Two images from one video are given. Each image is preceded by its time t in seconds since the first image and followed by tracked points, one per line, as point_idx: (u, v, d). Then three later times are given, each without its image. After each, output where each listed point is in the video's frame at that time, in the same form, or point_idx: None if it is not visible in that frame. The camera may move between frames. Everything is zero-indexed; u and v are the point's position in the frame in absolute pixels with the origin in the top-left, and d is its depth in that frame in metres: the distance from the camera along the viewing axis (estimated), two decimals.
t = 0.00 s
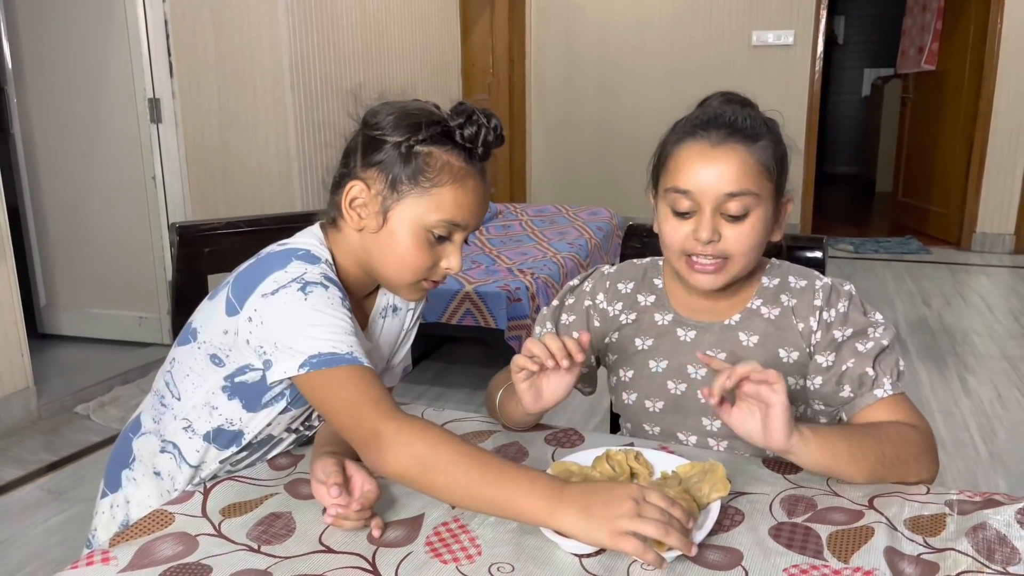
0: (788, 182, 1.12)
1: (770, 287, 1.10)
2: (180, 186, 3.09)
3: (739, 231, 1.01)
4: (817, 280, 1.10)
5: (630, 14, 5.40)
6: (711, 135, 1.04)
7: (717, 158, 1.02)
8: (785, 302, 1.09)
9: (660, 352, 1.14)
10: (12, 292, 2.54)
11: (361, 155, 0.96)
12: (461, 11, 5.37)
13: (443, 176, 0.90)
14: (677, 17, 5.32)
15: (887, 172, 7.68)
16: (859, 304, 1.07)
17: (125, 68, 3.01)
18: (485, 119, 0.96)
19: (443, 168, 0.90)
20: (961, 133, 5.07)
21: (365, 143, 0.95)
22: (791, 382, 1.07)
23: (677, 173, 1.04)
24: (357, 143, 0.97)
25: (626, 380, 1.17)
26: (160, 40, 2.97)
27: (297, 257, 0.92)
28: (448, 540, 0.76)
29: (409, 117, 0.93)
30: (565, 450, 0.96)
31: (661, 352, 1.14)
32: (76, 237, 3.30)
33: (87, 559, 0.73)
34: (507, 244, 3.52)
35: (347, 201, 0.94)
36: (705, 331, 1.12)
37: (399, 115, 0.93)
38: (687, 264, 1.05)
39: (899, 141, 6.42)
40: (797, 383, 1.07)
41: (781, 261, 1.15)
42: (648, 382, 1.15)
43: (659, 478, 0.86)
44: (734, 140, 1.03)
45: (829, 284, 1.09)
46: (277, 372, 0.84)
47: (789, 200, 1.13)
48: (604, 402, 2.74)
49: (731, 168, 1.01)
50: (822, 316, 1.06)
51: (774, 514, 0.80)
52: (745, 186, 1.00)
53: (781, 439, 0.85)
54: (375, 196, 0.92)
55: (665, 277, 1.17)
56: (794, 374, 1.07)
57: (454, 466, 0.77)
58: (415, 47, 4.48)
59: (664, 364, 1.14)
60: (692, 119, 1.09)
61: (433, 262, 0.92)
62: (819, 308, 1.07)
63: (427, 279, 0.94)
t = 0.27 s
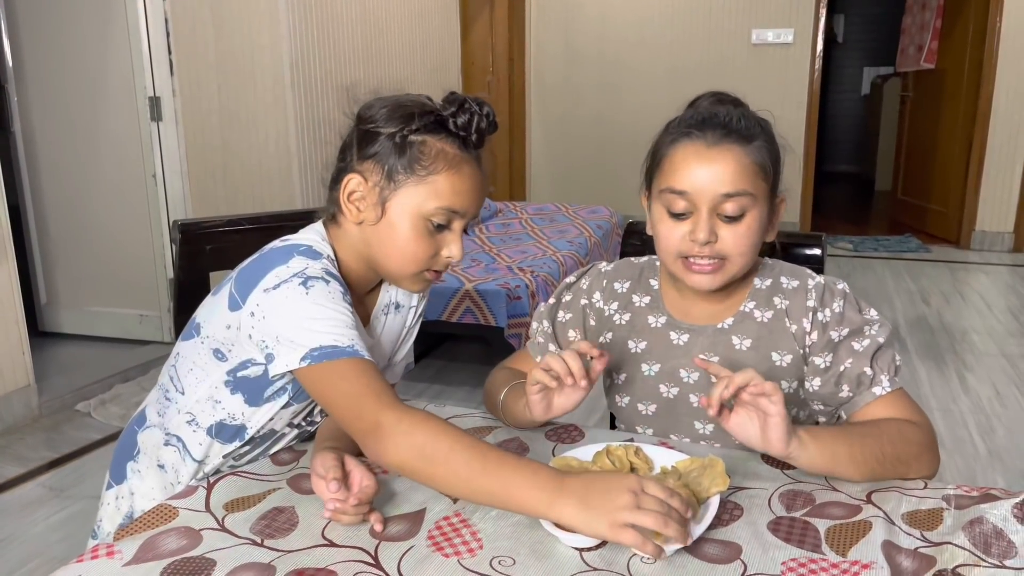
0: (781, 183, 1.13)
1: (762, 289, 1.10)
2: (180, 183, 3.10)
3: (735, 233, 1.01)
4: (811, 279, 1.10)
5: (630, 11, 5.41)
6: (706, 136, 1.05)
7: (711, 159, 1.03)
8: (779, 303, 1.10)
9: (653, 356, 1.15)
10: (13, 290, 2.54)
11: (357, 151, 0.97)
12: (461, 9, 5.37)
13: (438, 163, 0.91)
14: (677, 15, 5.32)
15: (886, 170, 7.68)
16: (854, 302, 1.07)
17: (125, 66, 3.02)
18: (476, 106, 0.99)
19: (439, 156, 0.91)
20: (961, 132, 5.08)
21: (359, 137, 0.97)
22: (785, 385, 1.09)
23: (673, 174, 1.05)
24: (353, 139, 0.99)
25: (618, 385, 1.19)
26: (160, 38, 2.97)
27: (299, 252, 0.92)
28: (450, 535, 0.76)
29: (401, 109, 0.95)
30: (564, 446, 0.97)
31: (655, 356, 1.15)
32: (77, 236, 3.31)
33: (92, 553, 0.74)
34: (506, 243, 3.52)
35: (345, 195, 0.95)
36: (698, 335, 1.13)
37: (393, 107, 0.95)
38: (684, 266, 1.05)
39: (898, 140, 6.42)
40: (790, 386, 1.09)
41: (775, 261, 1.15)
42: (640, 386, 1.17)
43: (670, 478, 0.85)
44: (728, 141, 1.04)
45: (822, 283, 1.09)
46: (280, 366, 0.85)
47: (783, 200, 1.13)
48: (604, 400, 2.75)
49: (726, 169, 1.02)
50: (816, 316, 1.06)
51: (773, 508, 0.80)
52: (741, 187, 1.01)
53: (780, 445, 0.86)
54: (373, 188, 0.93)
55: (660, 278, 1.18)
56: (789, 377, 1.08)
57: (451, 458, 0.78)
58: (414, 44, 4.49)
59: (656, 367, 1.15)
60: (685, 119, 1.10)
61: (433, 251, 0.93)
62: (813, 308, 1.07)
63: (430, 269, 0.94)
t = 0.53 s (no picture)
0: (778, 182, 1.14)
1: (758, 290, 1.11)
2: (180, 182, 3.10)
3: (736, 235, 1.01)
4: (807, 278, 1.10)
5: (630, 10, 5.41)
6: (705, 137, 1.05)
7: (710, 160, 1.03)
8: (776, 304, 1.10)
9: (650, 360, 1.15)
10: (13, 289, 2.54)
11: (346, 147, 0.98)
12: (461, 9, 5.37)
13: (427, 146, 0.92)
14: (677, 14, 5.32)
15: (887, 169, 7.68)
16: (851, 301, 1.07)
17: (125, 66, 3.02)
18: (458, 89, 1.01)
19: (426, 139, 0.92)
20: (960, 131, 5.08)
21: (346, 133, 0.98)
22: (784, 387, 1.08)
23: (671, 175, 1.05)
24: (340, 137, 1.00)
25: (617, 389, 1.18)
26: (160, 36, 2.97)
27: (296, 250, 0.92)
28: (449, 533, 0.76)
29: (385, 100, 0.97)
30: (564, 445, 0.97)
31: (652, 360, 1.15)
32: (77, 235, 3.31)
33: (93, 551, 0.74)
34: (507, 242, 3.52)
35: (338, 190, 0.96)
36: (696, 338, 1.13)
37: (378, 99, 0.96)
38: (684, 268, 1.05)
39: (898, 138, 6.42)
40: (790, 389, 1.08)
41: (772, 261, 1.15)
42: (638, 390, 1.16)
43: (648, 432, 0.83)
44: (727, 142, 1.04)
45: (819, 282, 1.09)
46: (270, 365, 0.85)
47: (779, 199, 1.14)
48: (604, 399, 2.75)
49: (724, 171, 1.02)
50: (814, 317, 1.07)
51: (771, 506, 0.81)
52: (741, 189, 1.01)
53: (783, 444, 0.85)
54: (365, 180, 0.94)
55: (656, 280, 1.18)
56: (788, 378, 1.08)
57: (421, 448, 0.75)
58: (415, 43, 4.49)
59: (655, 371, 1.15)
60: (682, 119, 1.11)
61: (432, 236, 0.93)
62: (811, 308, 1.07)
63: (431, 255, 0.95)
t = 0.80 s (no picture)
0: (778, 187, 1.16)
1: (758, 293, 1.11)
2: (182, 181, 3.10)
3: (744, 221, 1.01)
4: (805, 281, 1.11)
5: (631, 9, 5.41)
6: (711, 129, 1.07)
7: (716, 150, 1.04)
8: (774, 308, 1.11)
9: (650, 363, 1.15)
10: (15, 288, 2.55)
11: (328, 140, 1.00)
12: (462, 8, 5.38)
13: (402, 121, 0.93)
14: (679, 12, 5.32)
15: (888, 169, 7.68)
16: (850, 303, 1.08)
17: (127, 66, 3.02)
18: (430, 70, 1.04)
19: (401, 115, 0.94)
20: (962, 131, 5.08)
21: (326, 127, 1.01)
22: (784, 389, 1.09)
23: (675, 165, 1.07)
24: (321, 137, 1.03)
25: (615, 391, 1.18)
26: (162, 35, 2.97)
27: (276, 247, 0.93)
28: (451, 530, 0.76)
29: (361, 89, 1.00)
30: (566, 442, 0.97)
31: (652, 362, 1.15)
32: (79, 235, 3.31)
33: (96, 548, 0.74)
34: (508, 241, 3.53)
35: (322, 180, 0.98)
36: (694, 341, 1.13)
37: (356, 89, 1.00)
38: (691, 256, 1.04)
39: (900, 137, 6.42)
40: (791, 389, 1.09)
41: (770, 263, 1.16)
42: (637, 392, 1.17)
43: (550, 311, 0.86)
44: (732, 134, 1.06)
45: (817, 284, 1.10)
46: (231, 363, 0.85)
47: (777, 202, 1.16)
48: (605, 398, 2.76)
49: (730, 159, 1.03)
50: (813, 320, 1.08)
51: (773, 503, 0.81)
52: (746, 173, 1.02)
53: (780, 429, 0.86)
54: (347, 166, 0.96)
55: (654, 282, 1.18)
56: (787, 380, 1.09)
57: (357, 420, 0.76)
58: (416, 43, 4.49)
59: (654, 374, 1.15)
60: (670, 124, 1.13)
61: (421, 213, 0.92)
62: (810, 311, 1.08)
63: (421, 235, 0.93)
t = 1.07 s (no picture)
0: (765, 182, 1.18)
1: (759, 290, 1.12)
2: (185, 183, 3.10)
3: (735, 215, 1.02)
4: (806, 278, 1.12)
5: (633, 9, 5.41)
6: (694, 126, 1.08)
7: (704, 147, 1.05)
8: (777, 304, 1.11)
9: (654, 357, 1.15)
10: (18, 291, 2.55)
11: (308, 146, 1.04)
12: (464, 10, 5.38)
13: (366, 116, 0.96)
14: (681, 13, 5.32)
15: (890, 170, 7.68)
16: (850, 299, 1.08)
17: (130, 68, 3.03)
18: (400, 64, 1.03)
19: (366, 111, 0.96)
20: (964, 132, 5.08)
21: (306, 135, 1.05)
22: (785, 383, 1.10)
23: (665, 162, 1.07)
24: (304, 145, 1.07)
25: (620, 387, 1.18)
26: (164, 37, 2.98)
27: (251, 249, 0.97)
28: (453, 533, 0.77)
29: (334, 93, 1.04)
30: (567, 445, 0.97)
31: (655, 357, 1.15)
32: (82, 236, 3.32)
33: (98, 551, 0.74)
34: (510, 242, 3.53)
35: (302, 186, 1.01)
36: (697, 335, 1.13)
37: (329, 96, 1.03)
38: (687, 252, 1.04)
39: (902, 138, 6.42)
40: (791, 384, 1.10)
41: (770, 262, 1.17)
42: (642, 387, 1.17)
43: (437, 244, 0.88)
44: (717, 130, 1.07)
45: (818, 281, 1.10)
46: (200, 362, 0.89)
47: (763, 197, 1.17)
48: (607, 399, 2.76)
49: (717, 155, 1.04)
50: (814, 315, 1.08)
51: (775, 507, 0.81)
52: (732, 168, 1.03)
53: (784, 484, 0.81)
54: (321, 168, 0.99)
55: (656, 280, 1.19)
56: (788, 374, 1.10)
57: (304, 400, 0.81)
58: (418, 43, 4.49)
59: (657, 368, 1.15)
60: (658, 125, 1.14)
61: (396, 205, 0.93)
62: (810, 307, 1.09)
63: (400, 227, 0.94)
